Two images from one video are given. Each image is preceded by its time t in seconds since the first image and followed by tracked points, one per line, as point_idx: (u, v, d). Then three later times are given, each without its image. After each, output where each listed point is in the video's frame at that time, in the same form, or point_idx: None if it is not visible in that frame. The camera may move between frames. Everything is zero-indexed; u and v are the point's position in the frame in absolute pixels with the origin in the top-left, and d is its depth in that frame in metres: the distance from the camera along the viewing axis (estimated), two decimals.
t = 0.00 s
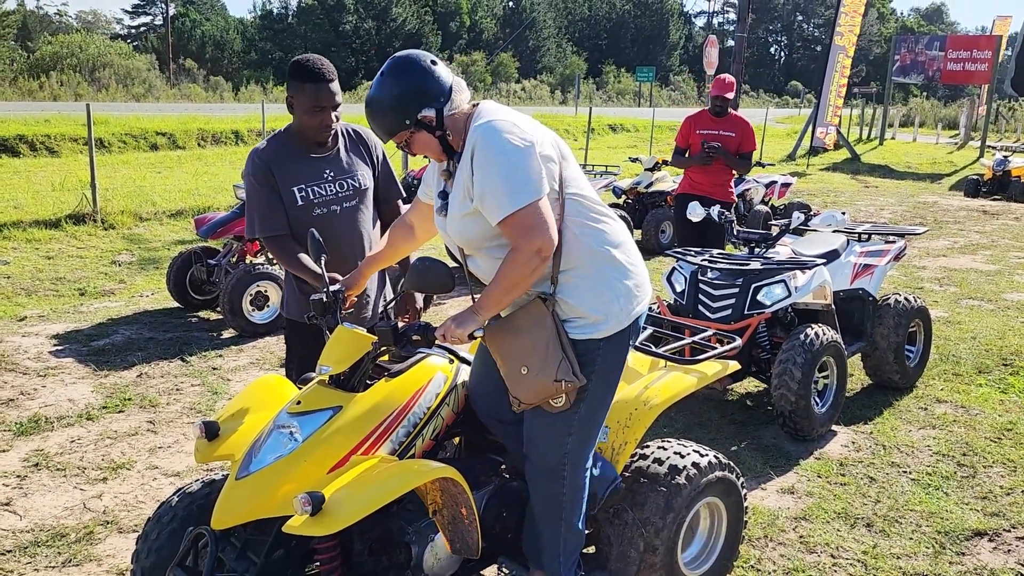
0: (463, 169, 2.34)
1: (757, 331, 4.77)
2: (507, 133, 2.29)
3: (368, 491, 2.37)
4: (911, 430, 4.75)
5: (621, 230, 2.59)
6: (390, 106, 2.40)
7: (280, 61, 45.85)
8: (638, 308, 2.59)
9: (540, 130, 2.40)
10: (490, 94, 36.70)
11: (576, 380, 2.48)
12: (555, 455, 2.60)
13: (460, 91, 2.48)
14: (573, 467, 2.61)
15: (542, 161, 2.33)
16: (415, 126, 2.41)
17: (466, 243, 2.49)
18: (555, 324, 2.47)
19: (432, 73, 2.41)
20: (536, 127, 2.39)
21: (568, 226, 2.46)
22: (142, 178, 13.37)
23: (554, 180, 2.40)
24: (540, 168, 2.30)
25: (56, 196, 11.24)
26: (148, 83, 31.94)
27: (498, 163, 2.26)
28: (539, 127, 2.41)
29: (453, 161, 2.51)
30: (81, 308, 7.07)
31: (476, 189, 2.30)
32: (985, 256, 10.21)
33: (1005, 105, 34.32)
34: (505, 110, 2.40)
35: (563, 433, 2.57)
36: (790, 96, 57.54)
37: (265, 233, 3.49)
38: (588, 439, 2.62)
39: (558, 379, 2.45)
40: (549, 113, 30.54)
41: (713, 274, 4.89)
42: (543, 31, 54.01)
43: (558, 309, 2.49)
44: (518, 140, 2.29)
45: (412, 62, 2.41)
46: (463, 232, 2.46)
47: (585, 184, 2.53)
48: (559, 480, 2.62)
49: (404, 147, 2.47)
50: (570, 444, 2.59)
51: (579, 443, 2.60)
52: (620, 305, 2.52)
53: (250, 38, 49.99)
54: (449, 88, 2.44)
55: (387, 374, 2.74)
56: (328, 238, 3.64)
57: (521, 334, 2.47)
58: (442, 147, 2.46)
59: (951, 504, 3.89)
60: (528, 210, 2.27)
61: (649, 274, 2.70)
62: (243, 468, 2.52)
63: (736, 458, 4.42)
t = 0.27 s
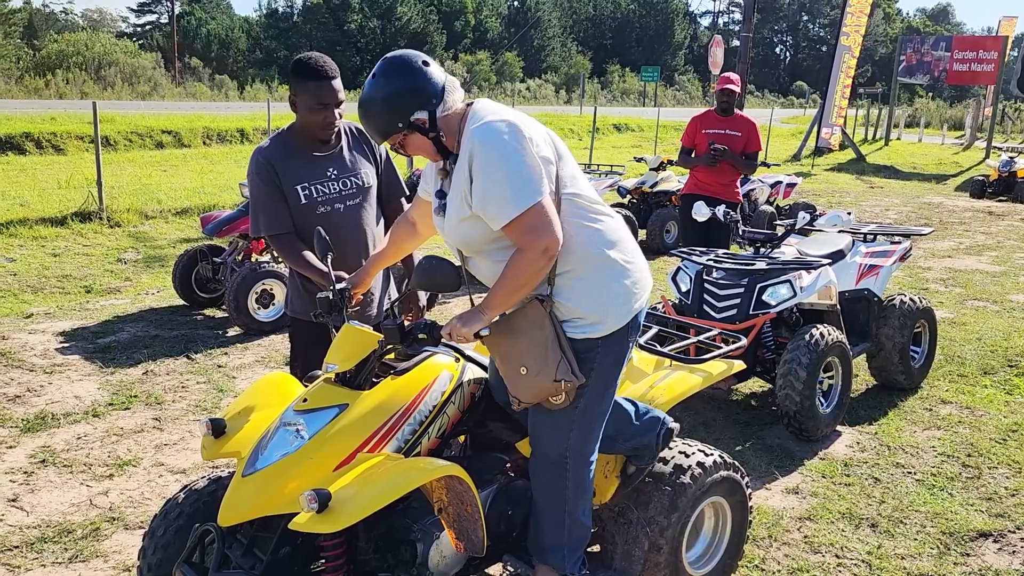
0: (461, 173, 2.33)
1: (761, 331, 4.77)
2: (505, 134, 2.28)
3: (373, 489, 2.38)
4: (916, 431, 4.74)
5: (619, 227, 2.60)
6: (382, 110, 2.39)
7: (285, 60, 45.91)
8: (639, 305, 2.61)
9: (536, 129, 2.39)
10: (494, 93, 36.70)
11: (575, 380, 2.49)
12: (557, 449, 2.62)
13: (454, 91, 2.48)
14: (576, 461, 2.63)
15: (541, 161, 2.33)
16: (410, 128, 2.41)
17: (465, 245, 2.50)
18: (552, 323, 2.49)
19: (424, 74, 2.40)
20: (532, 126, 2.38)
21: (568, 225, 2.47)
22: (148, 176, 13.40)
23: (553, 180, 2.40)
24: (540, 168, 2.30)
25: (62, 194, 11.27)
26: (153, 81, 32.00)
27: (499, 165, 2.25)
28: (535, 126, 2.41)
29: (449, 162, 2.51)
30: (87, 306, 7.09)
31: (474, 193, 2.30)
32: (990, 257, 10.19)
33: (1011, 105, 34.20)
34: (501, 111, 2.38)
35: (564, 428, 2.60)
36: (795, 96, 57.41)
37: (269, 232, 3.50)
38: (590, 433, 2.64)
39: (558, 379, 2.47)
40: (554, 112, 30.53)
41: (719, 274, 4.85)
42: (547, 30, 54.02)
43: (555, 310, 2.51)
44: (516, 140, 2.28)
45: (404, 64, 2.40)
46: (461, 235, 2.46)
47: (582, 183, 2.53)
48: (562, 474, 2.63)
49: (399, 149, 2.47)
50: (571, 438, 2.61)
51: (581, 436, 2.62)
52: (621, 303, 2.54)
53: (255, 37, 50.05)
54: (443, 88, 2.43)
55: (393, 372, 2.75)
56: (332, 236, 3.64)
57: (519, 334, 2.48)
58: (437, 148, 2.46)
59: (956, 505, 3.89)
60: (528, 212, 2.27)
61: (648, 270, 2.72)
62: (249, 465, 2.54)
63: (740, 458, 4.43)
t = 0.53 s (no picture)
0: (454, 185, 2.32)
1: (768, 331, 4.77)
2: (500, 138, 2.27)
3: (381, 487, 2.39)
4: (923, 432, 4.74)
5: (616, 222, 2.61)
6: (371, 116, 2.39)
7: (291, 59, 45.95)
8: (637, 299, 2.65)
9: (529, 130, 2.38)
10: (499, 93, 36.68)
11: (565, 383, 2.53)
12: (555, 438, 2.67)
13: (443, 93, 2.47)
14: (575, 451, 2.67)
15: (537, 162, 2.32)
16: (399, 136, 2.41)
17: (464, 249, 2.50)
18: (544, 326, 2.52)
19: (412, 81, 2.39)
20: (525, 128, 2.37)
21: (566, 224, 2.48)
22: (154, 174, 13.43)
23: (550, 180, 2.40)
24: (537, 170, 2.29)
25: (69, 192, 11.30)
26: (159, 80, 32.06)
27: (496, 169, 2.24)
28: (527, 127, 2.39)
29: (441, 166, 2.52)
30: (94, 304, 7.11)
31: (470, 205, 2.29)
32: (997, 258, 10.16)
33: (1018, 106, 34.07)
34: (489, 116, 2.35)
35: (562, 419, 2.65)
36: (801, 96, 57.26)
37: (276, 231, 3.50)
38: (588, 422, 2.68)
39: (548, 383, 2.50)
40: (559, 112, 30.49)
41: (725, 274, 4.88)
42: (552, 30, 54.00)
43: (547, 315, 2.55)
44: (510, 143, 2.27)
45: (391, 71, 2.40)
46: (460, 241, 2.47)
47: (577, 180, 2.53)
48: (560, 463, 2.68)
49: (392, 156, 2.47)
50: (569, 429, 2.66)
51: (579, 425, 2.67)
52: (619, 300, 2.58)
53: (260, 36, 50.10)
54: (432, 93, 2.43)
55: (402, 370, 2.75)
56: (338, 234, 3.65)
57: (513, 337, 2.50)
58: (429, 154, 2.46)
59: (963, 507, 3.88)
60: (526, 223, 2.26)
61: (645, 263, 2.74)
62: (258, 463, 2.55)
63: (747, 458, 4.42)
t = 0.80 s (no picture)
0: (463, 192, 2.33)
1: (775, 331, 4.77)
2: (508, 145, 2.27)
3: (389, 486, 2.39)
4: (929, 433, 4.73)
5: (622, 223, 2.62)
6: (374, 119, 2.40)
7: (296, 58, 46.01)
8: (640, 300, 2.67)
9: (536, 135, 2.38)
10: (504, 93, 36.69)
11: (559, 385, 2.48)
12: (558, 435, 2.67)
13: (447, 97, 2.47)
14: (579, 447, 2.67)
15: (545, 167, 2.33)
16: (402, 141, 2.41)
17: (472, 255, 2.51)
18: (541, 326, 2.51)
19: (417, 86, 2.39)
20: (531, 133, 2.37)
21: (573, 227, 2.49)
22: (161, 173, 13.46)
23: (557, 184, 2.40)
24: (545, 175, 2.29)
25: (76, 190, 11.34)
26: (165, 79, 32.14)
27: (506, 175, 2.24)
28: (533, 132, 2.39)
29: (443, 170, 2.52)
30: (101, 302, 7.14)
31: (480, 213, 2.30)
32: (1004, 260, 10.13)
33: None
34: (496, 121, 2.34)
35: (565, 416, 2.65)
36: (806, 96, 57.15)
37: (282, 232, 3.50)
38: (591, 418, 2.68)
39: (544, 385, 2.46)
40: (564, 112, 30.48)
41: (731, 274, 4.85)
42: (558, 30, 53.98)
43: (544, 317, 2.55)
44: (519, 149, 2.27)
45: (396, 75, 2.40)
46: (469, 246, 2.48)
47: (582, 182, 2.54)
48: (563, 460, 2.67)
49: (395, 161, 2.47)
50: (572, 425, 2.66)
51: (583, 421, 2.67)
52: (624, 301, 2.59)
53: (266, 35, 50.18)
54: (436, 97, 2.42)
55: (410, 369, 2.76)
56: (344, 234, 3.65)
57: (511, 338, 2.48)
58: (431, 158, 2.47)
59: (970, 508, 3.88)
60: (537, 228, 2.27)
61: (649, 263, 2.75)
62: (267, 461, 2.56)
63: (753, 458, 4.42)
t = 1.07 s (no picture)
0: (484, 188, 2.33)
1: (781, 331, 4.76)
2: (533, 145, 2.28)
3: (395, 486, 2.39)
4: (936, 434, 4.72)
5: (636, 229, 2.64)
6: (398, 108, 2.39)
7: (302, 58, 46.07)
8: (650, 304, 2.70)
9: (559, 136, 2.39)
10: (510, 93, 36.69)
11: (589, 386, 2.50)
12: (568, 433, 2.66)
13: (471, 92, 2.47)
14: (586, 445, 2.67)
15: (567, 170, 2.33)
16: (423, 132, 2.41)
17: (486, 252, 2.51)
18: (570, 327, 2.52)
19: (444, 77, 2.38)
20: (556, 134, 2.38)
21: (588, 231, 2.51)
22: (167, 172, 13.50)
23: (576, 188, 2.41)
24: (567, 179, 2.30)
25: (84, 189, 11.38)
26: (171, 78, 32.23)
27: (528, 174, 2.25)
28: (557, 133, 2.40)
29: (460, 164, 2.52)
30: (108, 300, 7.16)
31: (501, 209, 2.30)
32: (1011, 261, 10.11)
33: None
34: (521, 120, 2.36)
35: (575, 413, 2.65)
36: (812, 97, 57.04)
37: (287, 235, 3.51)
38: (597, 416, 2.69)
39: (572, 386, 2.46)
40: (570, 111, 30.50)
41: (738, 274, 4.87)
42: (563, 29, 53.94)
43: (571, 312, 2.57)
44: (544, 150, 2.28)
45: (424, 64, 2.39)
46: (484, 245, 2.47)
47: (599, 187, 2.55)
48: (572, 458, 2.66)
49: (414, 151, 2.47)
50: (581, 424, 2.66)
51: (591, 418, 2.67)
52: (633, 304, 2.63)
53: (271, 35, 50.25)
54: (460, 92, 2.42)
55: (418, 368, 2.75)
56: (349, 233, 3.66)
57: (535, 340, 2.46)
58: (449, 152, 2.47)
59: (977, 509, 3.87)
60: (555, 230, 2.27)
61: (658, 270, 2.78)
62: (274, 460, 2.56)
63: (759, 459, 4.42)
